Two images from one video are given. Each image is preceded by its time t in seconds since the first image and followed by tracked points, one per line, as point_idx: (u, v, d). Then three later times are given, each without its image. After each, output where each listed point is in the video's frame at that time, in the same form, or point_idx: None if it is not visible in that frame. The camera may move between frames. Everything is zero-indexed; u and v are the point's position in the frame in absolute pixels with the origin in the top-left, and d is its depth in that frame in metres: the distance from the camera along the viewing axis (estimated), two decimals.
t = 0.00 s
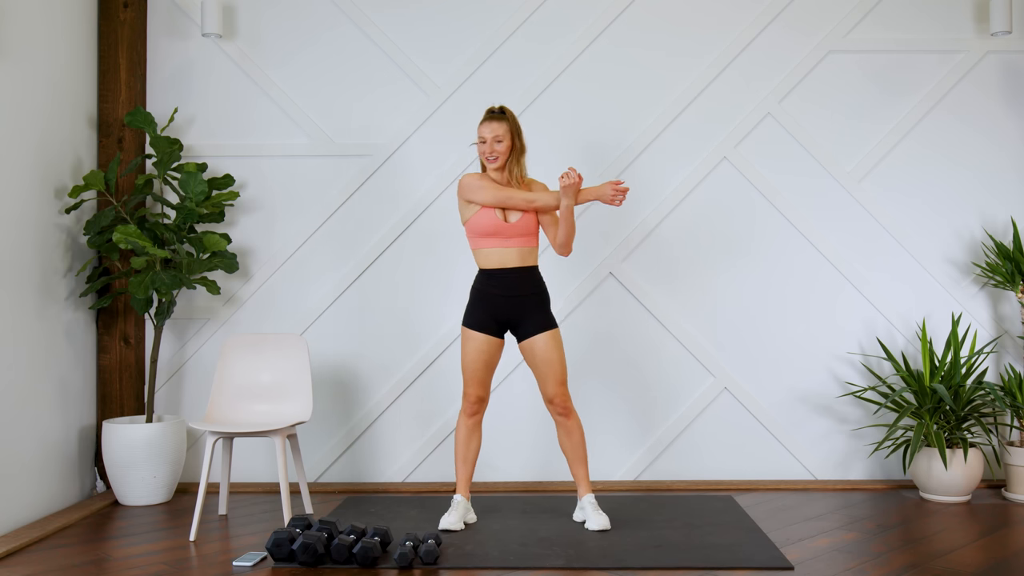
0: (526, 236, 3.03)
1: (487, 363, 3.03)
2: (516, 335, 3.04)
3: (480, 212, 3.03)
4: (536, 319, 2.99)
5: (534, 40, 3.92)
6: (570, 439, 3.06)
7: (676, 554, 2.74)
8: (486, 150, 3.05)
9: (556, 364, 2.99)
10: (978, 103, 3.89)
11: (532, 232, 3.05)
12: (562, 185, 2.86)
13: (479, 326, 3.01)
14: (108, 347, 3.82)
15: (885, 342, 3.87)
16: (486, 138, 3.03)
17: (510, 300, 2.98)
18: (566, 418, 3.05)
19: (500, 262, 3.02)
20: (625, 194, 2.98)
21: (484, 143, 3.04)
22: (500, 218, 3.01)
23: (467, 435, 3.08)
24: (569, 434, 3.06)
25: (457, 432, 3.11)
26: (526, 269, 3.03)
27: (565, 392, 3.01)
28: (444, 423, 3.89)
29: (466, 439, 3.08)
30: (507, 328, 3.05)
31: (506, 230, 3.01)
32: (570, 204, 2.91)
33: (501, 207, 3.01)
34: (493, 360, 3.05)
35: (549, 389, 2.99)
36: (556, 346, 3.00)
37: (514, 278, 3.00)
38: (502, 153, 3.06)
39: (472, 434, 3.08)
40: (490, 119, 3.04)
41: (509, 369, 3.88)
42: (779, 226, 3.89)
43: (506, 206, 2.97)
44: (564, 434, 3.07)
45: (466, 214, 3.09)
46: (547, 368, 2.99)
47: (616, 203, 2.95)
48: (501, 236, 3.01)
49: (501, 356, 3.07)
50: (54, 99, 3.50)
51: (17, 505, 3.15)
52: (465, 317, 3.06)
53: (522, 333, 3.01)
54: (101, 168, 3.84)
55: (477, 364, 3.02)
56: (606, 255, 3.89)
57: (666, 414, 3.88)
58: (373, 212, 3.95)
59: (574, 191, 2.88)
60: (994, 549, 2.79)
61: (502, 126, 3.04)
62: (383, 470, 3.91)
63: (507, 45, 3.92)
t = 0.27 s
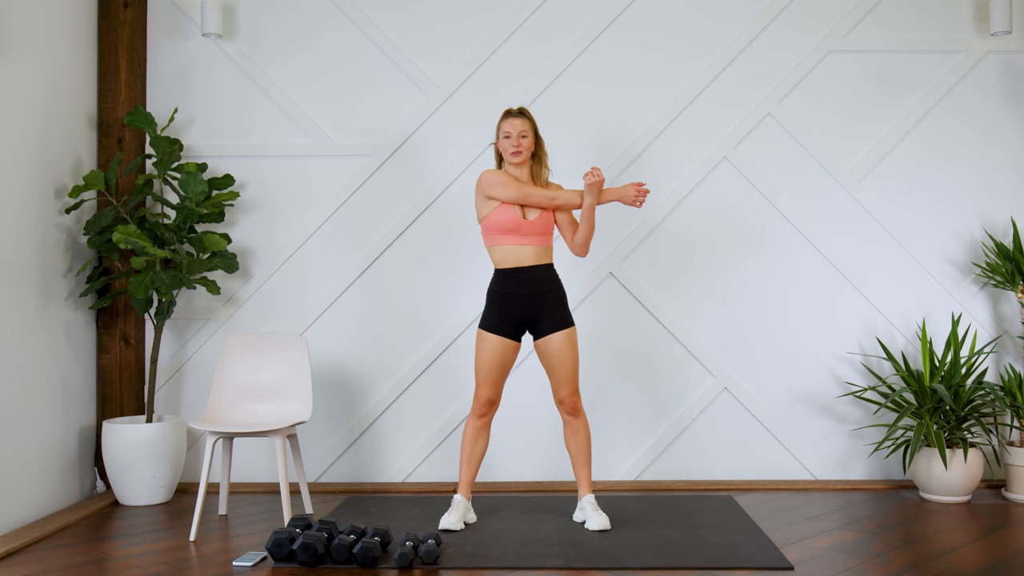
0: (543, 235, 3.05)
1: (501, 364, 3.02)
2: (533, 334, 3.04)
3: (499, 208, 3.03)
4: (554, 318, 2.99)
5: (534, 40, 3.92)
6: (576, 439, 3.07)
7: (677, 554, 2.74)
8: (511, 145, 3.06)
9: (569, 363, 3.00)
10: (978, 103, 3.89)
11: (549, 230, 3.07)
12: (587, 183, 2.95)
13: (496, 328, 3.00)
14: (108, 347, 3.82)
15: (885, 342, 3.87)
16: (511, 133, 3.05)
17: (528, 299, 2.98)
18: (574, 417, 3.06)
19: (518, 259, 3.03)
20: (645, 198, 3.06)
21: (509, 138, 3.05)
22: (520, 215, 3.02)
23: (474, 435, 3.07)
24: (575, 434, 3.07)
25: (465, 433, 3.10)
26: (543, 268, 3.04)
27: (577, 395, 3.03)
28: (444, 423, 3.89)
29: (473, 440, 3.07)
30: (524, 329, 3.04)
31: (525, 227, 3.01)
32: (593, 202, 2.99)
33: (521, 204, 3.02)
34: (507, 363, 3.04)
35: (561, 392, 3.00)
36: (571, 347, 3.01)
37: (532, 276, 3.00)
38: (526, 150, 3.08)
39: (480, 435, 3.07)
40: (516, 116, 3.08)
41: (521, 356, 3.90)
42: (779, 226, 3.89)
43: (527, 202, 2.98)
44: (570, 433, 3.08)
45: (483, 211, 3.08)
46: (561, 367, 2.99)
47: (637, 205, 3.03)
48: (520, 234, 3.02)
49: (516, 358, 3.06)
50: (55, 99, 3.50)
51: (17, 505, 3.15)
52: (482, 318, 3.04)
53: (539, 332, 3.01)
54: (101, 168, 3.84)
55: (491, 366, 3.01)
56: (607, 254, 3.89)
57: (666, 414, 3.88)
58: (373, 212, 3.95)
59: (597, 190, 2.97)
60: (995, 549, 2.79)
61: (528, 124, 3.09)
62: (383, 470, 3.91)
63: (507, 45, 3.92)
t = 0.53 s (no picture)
0: (553, 235, 3.05)
1: (510, 368, 3.02)
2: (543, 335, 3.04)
3: (509, 208, 3.03)
4: (564, 318, 2.99)
5: (534, 40, 3.92)
6: (580, 439, 3.07)
7: (677, 554, 2.74)
8: (523, 145, 3.07)
9: (577, 363, 3.00)
10: (978, 103, 3.89)
11: (559, 231, 3.07)
12: (597, 183, 2.94)
13: (507, 330, 3.00)
14: (108, 347, 3.82)
15: (885, 342, 3.87)
16: (524, 134, 3.07)
17: (539, 299, 2.98)
18: (579, 417, 3.07)
19: (527, 259, 3.02)
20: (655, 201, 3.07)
21: (522, 139, 3.07)
22: (530, 215, 3.02)
23: (479, 436, 3.06)
24: (580, 434, 3.08)
25: (470, 433, 3.09)
26: (551, 269, 3.03)
27: (584, 395, 3.03)
28: (444, 423, 3.89)
29: (477, 441, 3.05)
30: (535, 330, 3.04)
31: (535, 226, 3.02)
32: (604, 203, 2.98)
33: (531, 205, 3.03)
34: (517, 366, 3.03)
35: (568, 392, 3.01)
36: (580, 347, 3.00)
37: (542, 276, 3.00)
38: (538, 151, 3.10)
39: (484, 436, 3.06)
40: (528, 118, 3.10)
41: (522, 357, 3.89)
42: (779, 226, 3.89)
43: (537, 202, 2.99)
44: (574, 433, 3.08)
45: (493, 211, 3.09)
46: (569, 367, 2.99)
47: (647, 208, 3.03)
48: (529, 233, 3.02)
49: (526, 361, 3.05)
50: (55, 98, 3.50)
51: (17, 505, 3.15)
52: (493, 320, 3.04)
53: (550, 332, 3.01)
54: (101, 168, 3.84)
55: (500, 368, 3.01)
56: (607, 254, 3.89)
57: (666, 414, 3.88)
58: (373, 212, 3.95)
59: (608, 191, 2.96)
60: (995, 549, 2.79)
61: (540, 126, 3.11)
62: (383, 470, 3.91)
63: (507, 45, 3.92)
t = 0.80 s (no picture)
0: (560, 236, 3.06)
1: (517, 370, 3.01)
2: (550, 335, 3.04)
3: (517, 209, 3.03)
4: (570, 318, 2.99)
5: (534, 40, 3.92)
6: (582, 439, 3.07)
7: (677, 554, 2.74)
8: (531, 146, 3.08)
9: (583, 363, 3.00)
10: (978, 103, 3.89)
11: (566, 232, 3.07)
12: (605, 183, 2.97)
13: (515, 332, 3.00)
14: (108, 347, 3.82)
15: (885, 342, 3.87)
16: (530, 134, 3.08)
17: (545, 300, 2.98)
18: (583, 417, 3.06)
19: (534, 260, 3.02)
20: (660, 201, 3.10)
21: (529, 139, 3.08)
22: (538, 216, 3.02)
23: (483, 436, 3.06)
24: (584, 433, 3.08)
25: (473, 433, 3.09)
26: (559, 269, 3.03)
27: (589, 395, 3.03)
28: (444, 423, 3.89)
29: (481, 441, 3.05)
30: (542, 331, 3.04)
31: (543, 227, 3.02)
32: (612, 203, 3.00)
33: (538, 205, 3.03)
34: (523, 368, 3.03)
35: (573, 392, 3.00)
36: (585, 346, 3.00)
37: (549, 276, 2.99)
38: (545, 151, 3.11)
39: (488, 436, 3.06)
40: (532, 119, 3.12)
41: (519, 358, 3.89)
42: (779, 226, 3.89)
43: (545, 202, 2.99)
44: (577, 433, 3.08)
45: (500, 212, 3.09)
46: (575, 367, 2.99)
47: (654, 208, 3.05)
48: (537, 234, 3.02)
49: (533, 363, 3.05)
50: (55, 98, 3.50)
51: (17, 505, 3.15)
52: (501, 322, 3.04)
53: (557, 332, 3.01)
54: (101, 168, 3.84)
55: (506, 369, 3.01)
56: (607, 254, 3.89)
57: (666, 414, 3.88)
58: (373, 212, 3.95)
59: (616, 191, 2.99)
60: (995, 549, 2.79)
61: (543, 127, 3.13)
62: (383, 470, 3.91)
63: (507, 45, 3.93)
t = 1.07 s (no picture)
0: (559, 236, 3.05)
1: (515, 370, 3.02)
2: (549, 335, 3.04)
3: (516, 209, 3.03)
4: (569, 318, 2.99)
5: (534, 40, 3.92)
6: (582, 439, 3.07)
7: (676, 554, 2.74)
8: (530, 146, 3.08)
9: (582, 363, 3.00)
10: (978, 103, 3.89)
11: (565, 232, 3.07)
12: (605, 183, 2.97)
13: (514, 332, 3.00)
14: (108, 347, 3.82)
15: (885, 342, 3.87)
16: (529, 134, 3.07)
17: (544, 300, 2.98)
18: (582, 417, 3.07)
19: (533, 260, 3.02)
20: (660, 202, 3.09)
21: (528, 139, 3.07)
22: (537, 215, 3.02)
23: (482, 436, 3.06)
24: (583, 434, 3.08)
25: (473, 433, 3.09)
26: (558, 269, 3.03)
27: (588, 394, 3.03)
28: (444, 423, 3.89)
29: (481, 441, 3.05)
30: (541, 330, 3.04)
31: (542, 227, 3.02)
32: (611, 204, 3.00)
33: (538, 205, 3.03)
34: (522, 369, 3.03)
35: (573, 392, 3.01)
36: (584, 346, 3.00)
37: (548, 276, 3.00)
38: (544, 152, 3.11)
39: (487, 436, 3.06)
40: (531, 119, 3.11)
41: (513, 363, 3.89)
42: (779, 226, 3.89)
43: (544, 202, 2.99)
44: (577, 433, 3.08)
45: (500, 212, 3.08)
46: (574, 367, 2.99)
47: (653, 208, 3.05)
48: (536, 234, 3.02)
49: (531, 363, 3.05)
50: (55, 99, 3.50)
51: (17, 505, 3.15)
52: (500, 321, 3.04)
53: (556, 332, 3.01)
54: (101, 168, 3.84)
55: (505, 369, 3.01)
56: (607, 255, 3.89)
57: (666, 414, 3.88)
58: (373, 212, 3.95)
59: (615, 191, 2.99)
60: (995, 549, 2.79)
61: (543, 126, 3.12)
62: (383, 470, 3.91)
63: (507, 45, 3.92)
